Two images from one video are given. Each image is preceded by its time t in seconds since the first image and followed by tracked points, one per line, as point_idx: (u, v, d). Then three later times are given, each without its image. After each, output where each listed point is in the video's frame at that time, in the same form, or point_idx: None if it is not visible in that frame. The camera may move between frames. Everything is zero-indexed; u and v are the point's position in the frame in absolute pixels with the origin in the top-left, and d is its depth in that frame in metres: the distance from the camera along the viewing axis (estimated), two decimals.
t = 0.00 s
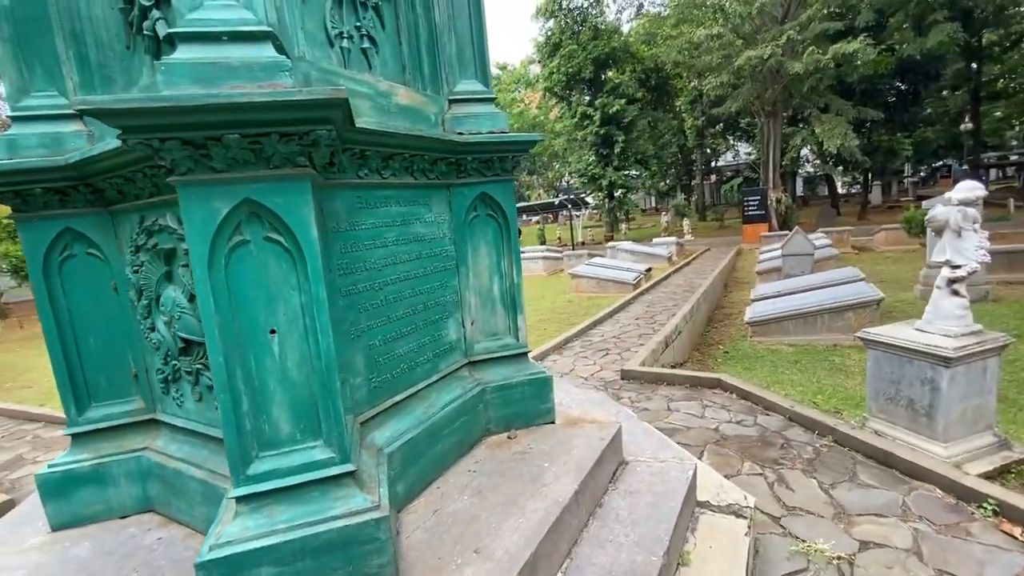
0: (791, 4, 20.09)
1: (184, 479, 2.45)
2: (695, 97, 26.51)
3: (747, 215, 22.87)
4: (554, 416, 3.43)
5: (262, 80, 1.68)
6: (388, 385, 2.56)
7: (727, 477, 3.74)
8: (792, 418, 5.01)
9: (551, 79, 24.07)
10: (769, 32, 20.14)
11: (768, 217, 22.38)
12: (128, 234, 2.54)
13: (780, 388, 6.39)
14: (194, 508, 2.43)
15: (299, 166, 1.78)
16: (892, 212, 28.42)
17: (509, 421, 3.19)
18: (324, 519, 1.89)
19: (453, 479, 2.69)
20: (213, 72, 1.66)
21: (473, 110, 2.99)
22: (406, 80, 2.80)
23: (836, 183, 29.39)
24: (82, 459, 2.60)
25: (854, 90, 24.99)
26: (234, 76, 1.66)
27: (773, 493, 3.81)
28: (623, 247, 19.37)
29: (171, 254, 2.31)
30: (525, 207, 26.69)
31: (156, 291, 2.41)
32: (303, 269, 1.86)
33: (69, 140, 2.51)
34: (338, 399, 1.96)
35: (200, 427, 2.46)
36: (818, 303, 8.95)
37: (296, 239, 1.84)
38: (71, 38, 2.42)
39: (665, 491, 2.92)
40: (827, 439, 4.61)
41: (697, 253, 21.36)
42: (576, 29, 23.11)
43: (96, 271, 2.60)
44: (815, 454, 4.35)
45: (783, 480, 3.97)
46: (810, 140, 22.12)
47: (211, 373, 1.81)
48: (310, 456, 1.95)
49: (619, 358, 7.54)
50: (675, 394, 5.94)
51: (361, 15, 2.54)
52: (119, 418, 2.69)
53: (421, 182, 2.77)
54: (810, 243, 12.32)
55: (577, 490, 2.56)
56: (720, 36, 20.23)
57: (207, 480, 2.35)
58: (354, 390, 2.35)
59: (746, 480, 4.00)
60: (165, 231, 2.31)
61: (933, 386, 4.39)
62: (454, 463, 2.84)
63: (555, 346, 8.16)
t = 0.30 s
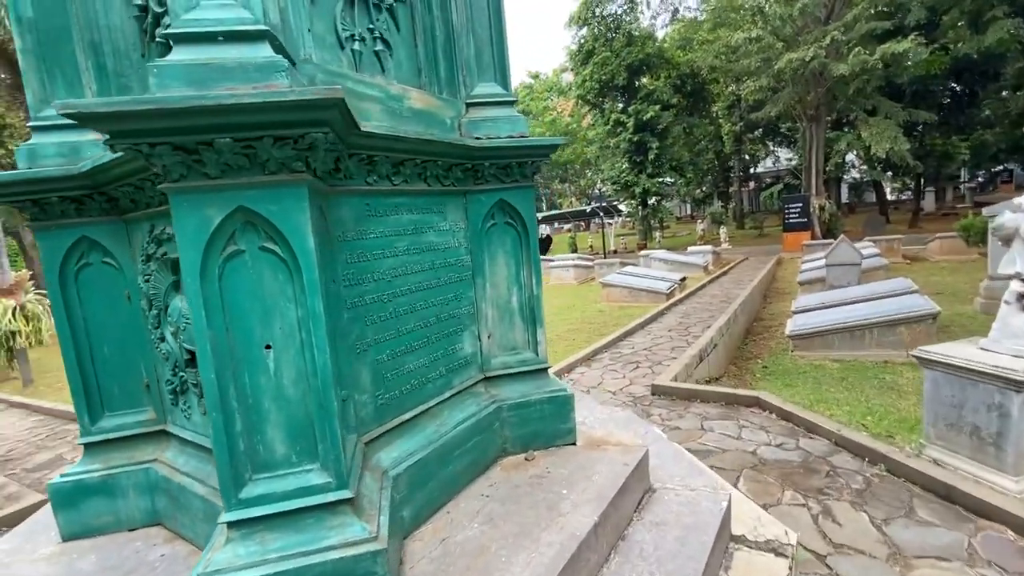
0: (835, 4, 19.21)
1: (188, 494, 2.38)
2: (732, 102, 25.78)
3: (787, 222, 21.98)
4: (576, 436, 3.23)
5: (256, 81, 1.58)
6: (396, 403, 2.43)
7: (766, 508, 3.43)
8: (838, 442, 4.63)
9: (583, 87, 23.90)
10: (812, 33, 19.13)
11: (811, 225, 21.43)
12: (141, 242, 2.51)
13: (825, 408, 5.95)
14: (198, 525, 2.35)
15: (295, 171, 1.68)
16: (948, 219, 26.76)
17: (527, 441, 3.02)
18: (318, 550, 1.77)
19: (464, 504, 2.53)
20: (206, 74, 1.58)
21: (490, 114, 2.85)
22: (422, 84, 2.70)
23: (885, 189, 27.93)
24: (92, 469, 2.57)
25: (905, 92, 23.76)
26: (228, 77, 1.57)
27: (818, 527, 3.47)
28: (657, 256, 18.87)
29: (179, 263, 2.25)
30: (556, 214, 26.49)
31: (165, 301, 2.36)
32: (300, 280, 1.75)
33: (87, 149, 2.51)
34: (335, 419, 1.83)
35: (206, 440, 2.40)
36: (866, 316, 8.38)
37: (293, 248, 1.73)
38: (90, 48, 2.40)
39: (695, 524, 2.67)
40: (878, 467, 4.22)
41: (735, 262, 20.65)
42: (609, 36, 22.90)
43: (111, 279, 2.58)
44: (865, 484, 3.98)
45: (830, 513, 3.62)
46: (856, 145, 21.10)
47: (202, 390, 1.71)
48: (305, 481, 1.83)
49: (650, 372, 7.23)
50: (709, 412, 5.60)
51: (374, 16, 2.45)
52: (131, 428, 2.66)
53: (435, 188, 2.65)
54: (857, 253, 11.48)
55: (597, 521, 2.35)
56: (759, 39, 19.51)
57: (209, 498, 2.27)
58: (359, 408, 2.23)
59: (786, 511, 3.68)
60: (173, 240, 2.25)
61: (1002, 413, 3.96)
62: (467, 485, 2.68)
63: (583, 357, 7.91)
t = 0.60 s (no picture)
0: (874, 7, 18.46)
1: (186, 523, 2.30)
2: (765, 110, 25.13)
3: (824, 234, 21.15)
4: (591, 468, 3.04)
5: (243, 101, 1.51)
6: (397, 433, 2.31)
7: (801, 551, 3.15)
8: (881, 476, 4.27)
9: (611, 97, 23.72)
10: (849, 39, 18.53)
11: (850, 236, 20.56)
12: (146, 262, 2.47)
13: (866, 434, 5.55)
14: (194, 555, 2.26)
15: (282, 195, 1.60)
16: (999, 230, 25.30)
17: (539, 472, 2.86)
18: None
19: (467, 541, 2.38)
20: (192, 94, 1.52)
21: (502, 129, 2.75)
22: (430, 100, 2.61)
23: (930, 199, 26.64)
24: (96, 492, 2.51)
25: (951, 97, 22.67)
26: (215, 98, 1.51)
27: (860, 573, 3.16)
28: (686, 267, 18.36)
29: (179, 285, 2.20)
30: (583, 225, 26.25)
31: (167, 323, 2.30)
32: (287, 308, 1.66)
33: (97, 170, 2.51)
34: (323, 455, 1.72)
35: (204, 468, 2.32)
36: (910, 335, 7.87)
37: (281, 274, 1.64)
38: (101, 69, 2.34)
39: (720, 570, 2.44)
40: (928, 505, 3.87)
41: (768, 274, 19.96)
42: (637, 46, 22.69)
43: (119, 299, 2.56)
44: (914, 525, 3.64)
45: (873, 557, 3.31)
46: (898, 153, 20.19)
47: (186, 422, 1.64)
48: (292, 520, 1.73)
49: (677, 392, 6.92)
50: (739, 437, 5.30)
51: (381, 31, 2.37)
52: (136, 450, 2.60)
53: (443, 207, 2.55)
54: (900, 267, 10.88)
55: (610, 565, 2.16)
56: (792, 45, 18.90)
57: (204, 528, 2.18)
58: (356, 439, 2.13)
59: (824, 553, 3.38)
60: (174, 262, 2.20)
61: None
62: (474, 519, 2.53)
63: (606, 375, 7.66)
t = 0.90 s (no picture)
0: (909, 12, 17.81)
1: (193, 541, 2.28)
2: (795, 118, 24.55)
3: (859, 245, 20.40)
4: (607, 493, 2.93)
5: (245, 123, 1.52)
6: (404, 453, 2.27)
7: None
8: (921, 505, 4.01)
9: (636, 108, 23.56)
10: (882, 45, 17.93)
11: (887, 248, 19.78)
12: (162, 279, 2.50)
13: (905, 458, 5.24)
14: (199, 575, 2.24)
15: (285, 217, 1.60)
16: None
17: (552, 497, 2.77)
18: None
19: (476, 567, 2.30)
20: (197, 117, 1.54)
21: (515, 145, 2.72)
22: (442, 117, 2.60)
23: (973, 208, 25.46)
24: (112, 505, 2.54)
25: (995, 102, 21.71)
26: (218, 120, 1.53)
27: None
28: (714, 279, 17.91)
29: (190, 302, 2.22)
30: (608, 236, 26.00)
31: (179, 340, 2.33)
32: (289, 330, 1.65)
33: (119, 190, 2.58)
34: (324, 479, 1.69)
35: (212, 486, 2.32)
36: (953, 352, 7.46)
37: (282, 295, 1.63)
38: (124, 92, 2.39)
39: None
40: (974, 539, 3.61)
41: (800, 287, 19.32)
42: (662, 57, 22.52)
43: (137, 315, 2.60)
44: (958, 560, 3.39)
45: None
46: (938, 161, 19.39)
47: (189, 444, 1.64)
48: (291, 544, 1.70)
49: (702, 410, 6.70)
50: (767, 460, 5.07)
51: (392, 50, 2.37)
52: (151, 464, 2.63)
53: (454, 224, 2.53)
54: (940, 280, 10.36)
55: None
56: (824, 52, 18.39)
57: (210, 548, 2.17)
58: (362, 461, 2.09)
59: None
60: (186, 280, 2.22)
61: None
62: (482, 544, 2.46)
63: (628, 391, 7.48)
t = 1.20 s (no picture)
0: (939, 18, 17.26)
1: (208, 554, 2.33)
2: (823, 126, 24.05)
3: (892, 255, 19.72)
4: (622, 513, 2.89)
5: (260, 150, 1.59)
6: (415, 470, 2.28)
7: None
8: (956, 530, 3.83)
9: (658, 119, 23.43)
10: (912, 50, 17.42)
11: (922, 258, 19.10)
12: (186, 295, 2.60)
13: (940, 479, 5.00)
14: None
15: (298, 239, 1.65)
16: None
17: (565, 516, 2.75)
18: None
19: None
20: (216, 144, 1.63)
21: (528, 162, 2.75)
22: (455, 137, 2.65)
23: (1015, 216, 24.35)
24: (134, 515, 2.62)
25: None
26: (235, 147, 1.60)
27: None
28: (739, 290, 17.53)
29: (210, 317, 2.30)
30: (630, 247, 25.76)
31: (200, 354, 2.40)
32: (301, 349, 1.68)
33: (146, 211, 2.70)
34: (332, 498, 1.71)
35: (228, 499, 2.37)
36: (992, 368, 7.12)
37: (295, 315, 1.67)
38: (154, 117, 2.51)
39: None
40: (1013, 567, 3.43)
41: (830, 298, 18.76)
42: (685, 67, 22.37)
43: (162, 330, 2.69)
44: None
45: None
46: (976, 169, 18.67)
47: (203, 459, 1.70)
48: (300, 562, 1.73)
49: (725, 427, 6.54)
50: (792, 479, 4.91)
51: (407, 73, 2.43)
52: (173, 475, 2.70)
53: (466, 242, 2.56)
54: (978, 292, 9.93)
55: None
56: (851, 60, 17.84)
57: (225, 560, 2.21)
58: (374, 477, 2.11)
59: None
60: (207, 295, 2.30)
61: None
62: (492, 562, 2.44)
63: (649, 406, 7.35)
